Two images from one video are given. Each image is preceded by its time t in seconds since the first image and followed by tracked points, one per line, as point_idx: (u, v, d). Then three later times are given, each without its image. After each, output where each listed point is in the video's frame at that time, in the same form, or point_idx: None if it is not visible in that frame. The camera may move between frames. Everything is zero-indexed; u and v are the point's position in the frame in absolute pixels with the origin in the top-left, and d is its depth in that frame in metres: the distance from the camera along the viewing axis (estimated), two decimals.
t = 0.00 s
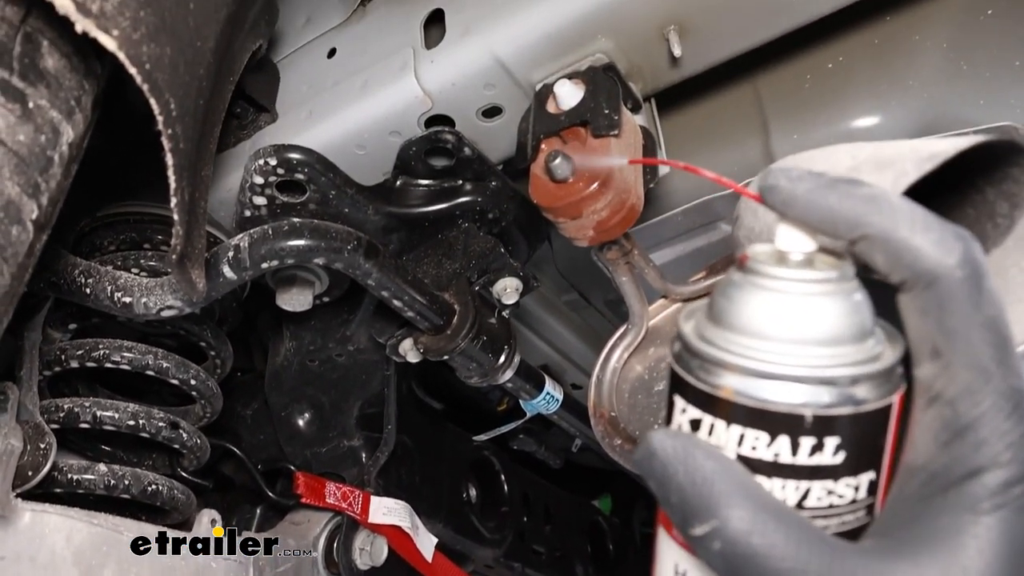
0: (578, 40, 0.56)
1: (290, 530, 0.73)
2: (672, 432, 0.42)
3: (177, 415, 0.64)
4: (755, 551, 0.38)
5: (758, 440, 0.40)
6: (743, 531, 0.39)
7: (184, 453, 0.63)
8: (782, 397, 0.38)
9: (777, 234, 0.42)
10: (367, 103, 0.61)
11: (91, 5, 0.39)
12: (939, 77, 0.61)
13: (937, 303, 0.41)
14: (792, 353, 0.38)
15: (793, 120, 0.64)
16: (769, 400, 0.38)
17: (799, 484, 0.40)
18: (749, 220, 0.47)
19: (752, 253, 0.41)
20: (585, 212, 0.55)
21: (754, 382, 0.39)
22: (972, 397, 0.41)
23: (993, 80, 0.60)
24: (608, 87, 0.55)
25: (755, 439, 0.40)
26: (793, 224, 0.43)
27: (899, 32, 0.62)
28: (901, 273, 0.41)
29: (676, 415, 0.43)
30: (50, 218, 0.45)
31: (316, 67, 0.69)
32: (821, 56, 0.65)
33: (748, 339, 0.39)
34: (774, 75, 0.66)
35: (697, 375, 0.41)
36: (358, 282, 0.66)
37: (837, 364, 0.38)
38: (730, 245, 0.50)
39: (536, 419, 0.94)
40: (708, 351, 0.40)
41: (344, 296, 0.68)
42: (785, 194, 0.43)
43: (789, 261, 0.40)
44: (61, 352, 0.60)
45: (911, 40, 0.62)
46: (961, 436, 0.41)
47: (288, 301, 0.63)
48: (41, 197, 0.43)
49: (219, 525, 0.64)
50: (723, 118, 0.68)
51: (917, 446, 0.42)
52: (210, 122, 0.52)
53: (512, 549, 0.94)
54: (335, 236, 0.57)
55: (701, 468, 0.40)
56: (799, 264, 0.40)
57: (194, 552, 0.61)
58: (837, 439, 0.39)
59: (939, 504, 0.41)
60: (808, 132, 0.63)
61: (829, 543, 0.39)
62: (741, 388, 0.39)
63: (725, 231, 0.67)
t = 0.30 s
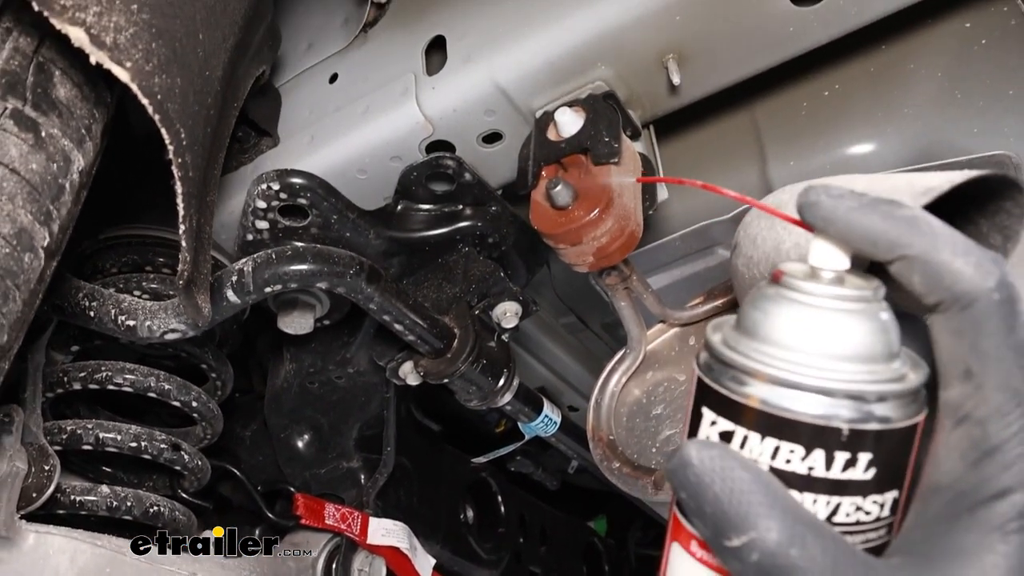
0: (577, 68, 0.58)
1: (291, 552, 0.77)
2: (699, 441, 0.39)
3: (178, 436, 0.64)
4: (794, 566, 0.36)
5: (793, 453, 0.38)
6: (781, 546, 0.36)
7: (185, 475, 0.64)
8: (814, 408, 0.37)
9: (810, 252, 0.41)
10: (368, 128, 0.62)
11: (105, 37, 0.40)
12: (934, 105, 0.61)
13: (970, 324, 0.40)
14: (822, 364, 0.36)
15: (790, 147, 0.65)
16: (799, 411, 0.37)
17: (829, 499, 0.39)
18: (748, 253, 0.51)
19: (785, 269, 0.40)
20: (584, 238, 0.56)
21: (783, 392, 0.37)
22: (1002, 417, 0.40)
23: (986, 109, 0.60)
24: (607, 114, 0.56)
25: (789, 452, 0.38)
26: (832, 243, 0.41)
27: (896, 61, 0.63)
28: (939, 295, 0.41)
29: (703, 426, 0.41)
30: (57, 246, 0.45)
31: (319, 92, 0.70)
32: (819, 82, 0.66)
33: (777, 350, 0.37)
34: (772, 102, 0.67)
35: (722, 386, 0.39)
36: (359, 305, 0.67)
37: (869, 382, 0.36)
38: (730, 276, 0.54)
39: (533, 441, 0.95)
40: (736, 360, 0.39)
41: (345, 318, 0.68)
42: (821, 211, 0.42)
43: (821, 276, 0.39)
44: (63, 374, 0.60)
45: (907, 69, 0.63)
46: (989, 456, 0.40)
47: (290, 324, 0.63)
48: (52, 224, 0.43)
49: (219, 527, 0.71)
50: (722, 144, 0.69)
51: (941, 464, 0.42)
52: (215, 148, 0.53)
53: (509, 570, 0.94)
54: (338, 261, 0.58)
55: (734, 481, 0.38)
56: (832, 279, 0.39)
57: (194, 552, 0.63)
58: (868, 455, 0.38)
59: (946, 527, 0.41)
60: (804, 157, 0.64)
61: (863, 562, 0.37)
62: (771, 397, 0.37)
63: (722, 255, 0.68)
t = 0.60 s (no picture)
0: (578, 87, 0.59)
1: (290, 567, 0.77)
2: (716, 447, 0.39)
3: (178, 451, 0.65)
4: (815, 569, 0.36)
5: (811, 459, 0.38)
6: (801, 551, 0.36)
7: (185, 490, 0.64)
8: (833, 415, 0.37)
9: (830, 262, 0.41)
10: (368, 146, 0.63)
11: (114, 58, 0.40)
12: (930, 126, 0.62)
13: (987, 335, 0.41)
14: (841, 369, 0.37)
15: (785, 167, 0.66)
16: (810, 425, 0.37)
17: (845, 506, 0.38)
18: (745, 272, 0.52)
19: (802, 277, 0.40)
20: (583, 257, 0.57)
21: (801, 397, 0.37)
22: (1017, 425, 0.41)
23: (982, 130, 0.61)
24: (606, 133, 0.57)
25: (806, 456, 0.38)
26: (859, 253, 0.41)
27: (893, 81, 0.64)
28: (955, 304, 0.41)
29: (719, 432, 0.41)
30: (64, 263, 0.45)
31: (319, 109, 0.71)
32: (815, 102, 0.67)
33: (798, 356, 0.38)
34: (769, 122, 0.68)
35: (739, 390, 0.39)
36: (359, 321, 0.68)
37: (887, 388, 0.37)
38: (728, 294, 0.55)
39: (531, 457, 0.96)
40: (754, 364, 0.39)
41: (346, 333, 0.69)
42: (851, 222, 0.41)
43: (839, 284, 0.39)
44: (64, 389, 0.61)
45: (903, 90, 0.63)
46: (1002, 465, 0.41)
47: (290, 340, 0.65)
48: (59, 242, 0.43)
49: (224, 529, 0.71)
50: (722, 164, 0.70)
51: (954, 472, 0.43)
52: (218, 167, 0.54)
53: None
54: (338, 278, 0.58)
55: (752, 486, 0.37)
56: (849, 287, 0.39)
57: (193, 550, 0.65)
58: (886, 462, 0.38)
59: (957, 536, 0.41)
60: (802, 177, 0.65)
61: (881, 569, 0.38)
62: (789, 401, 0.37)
63: (719, 273, 0.69)
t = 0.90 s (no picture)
0: (577, 100, 0.60)
1: None
2: (716, 456, 0.40)
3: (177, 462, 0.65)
4: None
5: (810, 469, 0.38)
6: (798, 559, 0.37)
7: (184, 500, 0.65)
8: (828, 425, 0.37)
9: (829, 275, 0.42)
10: (368, 159, 0.64)
11: (119, 72, 0.40)
12: (927, 141, 0.63)
13: (985, 349, 0.41)
14: (840, 383, 0.37)
15: (782, 181, 0.67)
16: (809, 437, 0.37)
17: (843, 515, 0.39)
18: (744, 286, 0.53)
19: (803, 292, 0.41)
20: (583, 269, 0.57)
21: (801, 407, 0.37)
22: (1014, 438, 0.41)
23: (979, 146, 0.62)
24: (604, 146, 0.58)
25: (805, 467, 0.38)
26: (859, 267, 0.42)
27: (890, 96, 0.65)
28: (954, 319, 0.42)
29: (719, 443, 0.42)
30: (67, 276, 0.45)
31: (319, 122, 0.72)
32: (812, 117, 0.68)
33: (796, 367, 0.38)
34: (766, 137, 0.69)
35: (739, 401, 0.40)
36: (358, 332, 0.68)
37: (884, 401, 0.37)
38: (726, 306, 0.55)
39: (528, 468, 0.96)
40: (753, 376, 0.39)
41: (345, 345, 0.69)
42: (851, 237, 0.43)
43: (838, 299, 0.40)
44: (64, 399, 0.61)
45: (900, 105, 0.64)
46: (998, 476, 0.42)
47: (289, 351, 0.65)
48: (64, 254, 0.44)
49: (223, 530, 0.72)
50: (720, 177, 0.71)
51: (949, 485, 0.43)
52: (220, 178, 0.54)
53: None
54: (338, 289, 0.59)
55: (752, 494, 0.38)
56: (847, 302, 0.40)
57: (195, 552, 0.67)
58: (883, 474, 0.38)
59: (947, 551, 0.42)
60: (801, 191, 0.66)
61: None
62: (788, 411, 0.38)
63: (716, 286, 0.70)
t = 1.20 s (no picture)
0: (574, 105, 0.60)
1: None
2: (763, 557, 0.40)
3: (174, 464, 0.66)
4: None
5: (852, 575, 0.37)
6: None
7: (181, 502, 0.65)
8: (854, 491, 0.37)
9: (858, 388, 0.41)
10: (365, 162, 0.64)
11: (120, 77, 0.40)
12: (922, 146, 0.64)
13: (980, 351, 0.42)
14: (863, 513, 0.36)
15: (777, 186, 0.67)
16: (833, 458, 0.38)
17: None
18: (739, 289, 0.52)
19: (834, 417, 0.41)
20: (580, 273, 0.57)
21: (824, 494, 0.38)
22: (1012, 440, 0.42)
23: (973, 151, 0.63)
24: (601, 149, 0.59)
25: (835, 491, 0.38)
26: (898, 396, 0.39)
27: (885, 102, 0.66)
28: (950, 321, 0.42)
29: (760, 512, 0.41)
30: (67, 279, 0.45)
31: (316, 126, 0.72)
32: (807, 123, 0.68)
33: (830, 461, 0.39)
34: (761, 143, 0.70)
35: (767, 527, 0.39)
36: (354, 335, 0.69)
37: (908, 529, 0.36)
38: (722, 311, 0.56)
39: (523, 471, 0.96)
40: (777, 501, 0.39)
41: (341, 347, 0.70)
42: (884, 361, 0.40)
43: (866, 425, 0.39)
44: (61, 402, 0.61)
45: (895, 111, 0.65)
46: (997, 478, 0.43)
47: (286, 353, 0.66)
48: (64, 257, 0.44)
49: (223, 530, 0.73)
50: (715, 183, 0.72)
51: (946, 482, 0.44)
52: (219, 180, 0.55)
53: None
54: (336, 293, 0.59)
55: None
56: (875, 427, 0.39)
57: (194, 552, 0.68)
58: None
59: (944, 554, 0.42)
60: (796, 196, 0.66)
61: None
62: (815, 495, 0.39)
63: (712, 291, 0.70)
